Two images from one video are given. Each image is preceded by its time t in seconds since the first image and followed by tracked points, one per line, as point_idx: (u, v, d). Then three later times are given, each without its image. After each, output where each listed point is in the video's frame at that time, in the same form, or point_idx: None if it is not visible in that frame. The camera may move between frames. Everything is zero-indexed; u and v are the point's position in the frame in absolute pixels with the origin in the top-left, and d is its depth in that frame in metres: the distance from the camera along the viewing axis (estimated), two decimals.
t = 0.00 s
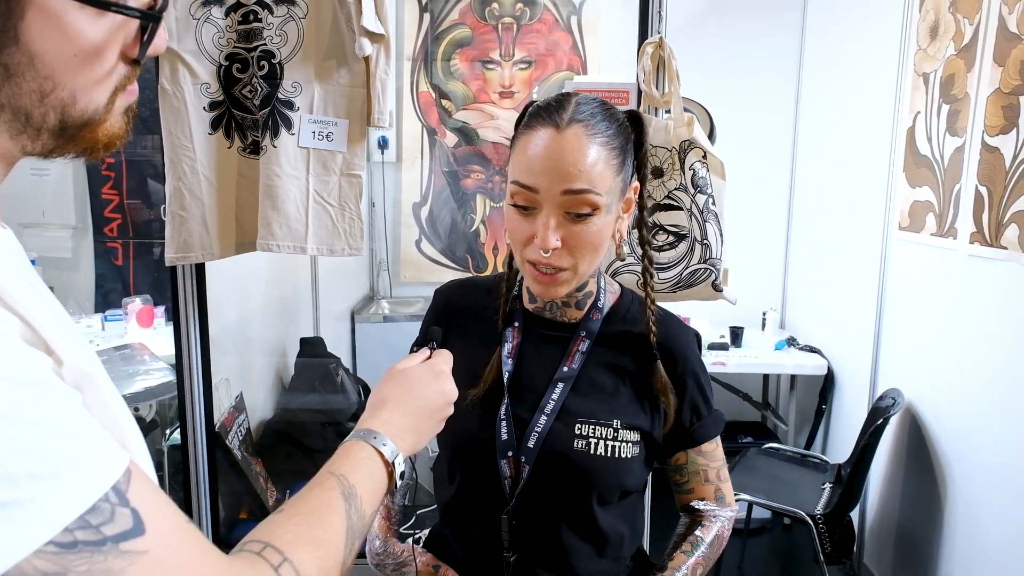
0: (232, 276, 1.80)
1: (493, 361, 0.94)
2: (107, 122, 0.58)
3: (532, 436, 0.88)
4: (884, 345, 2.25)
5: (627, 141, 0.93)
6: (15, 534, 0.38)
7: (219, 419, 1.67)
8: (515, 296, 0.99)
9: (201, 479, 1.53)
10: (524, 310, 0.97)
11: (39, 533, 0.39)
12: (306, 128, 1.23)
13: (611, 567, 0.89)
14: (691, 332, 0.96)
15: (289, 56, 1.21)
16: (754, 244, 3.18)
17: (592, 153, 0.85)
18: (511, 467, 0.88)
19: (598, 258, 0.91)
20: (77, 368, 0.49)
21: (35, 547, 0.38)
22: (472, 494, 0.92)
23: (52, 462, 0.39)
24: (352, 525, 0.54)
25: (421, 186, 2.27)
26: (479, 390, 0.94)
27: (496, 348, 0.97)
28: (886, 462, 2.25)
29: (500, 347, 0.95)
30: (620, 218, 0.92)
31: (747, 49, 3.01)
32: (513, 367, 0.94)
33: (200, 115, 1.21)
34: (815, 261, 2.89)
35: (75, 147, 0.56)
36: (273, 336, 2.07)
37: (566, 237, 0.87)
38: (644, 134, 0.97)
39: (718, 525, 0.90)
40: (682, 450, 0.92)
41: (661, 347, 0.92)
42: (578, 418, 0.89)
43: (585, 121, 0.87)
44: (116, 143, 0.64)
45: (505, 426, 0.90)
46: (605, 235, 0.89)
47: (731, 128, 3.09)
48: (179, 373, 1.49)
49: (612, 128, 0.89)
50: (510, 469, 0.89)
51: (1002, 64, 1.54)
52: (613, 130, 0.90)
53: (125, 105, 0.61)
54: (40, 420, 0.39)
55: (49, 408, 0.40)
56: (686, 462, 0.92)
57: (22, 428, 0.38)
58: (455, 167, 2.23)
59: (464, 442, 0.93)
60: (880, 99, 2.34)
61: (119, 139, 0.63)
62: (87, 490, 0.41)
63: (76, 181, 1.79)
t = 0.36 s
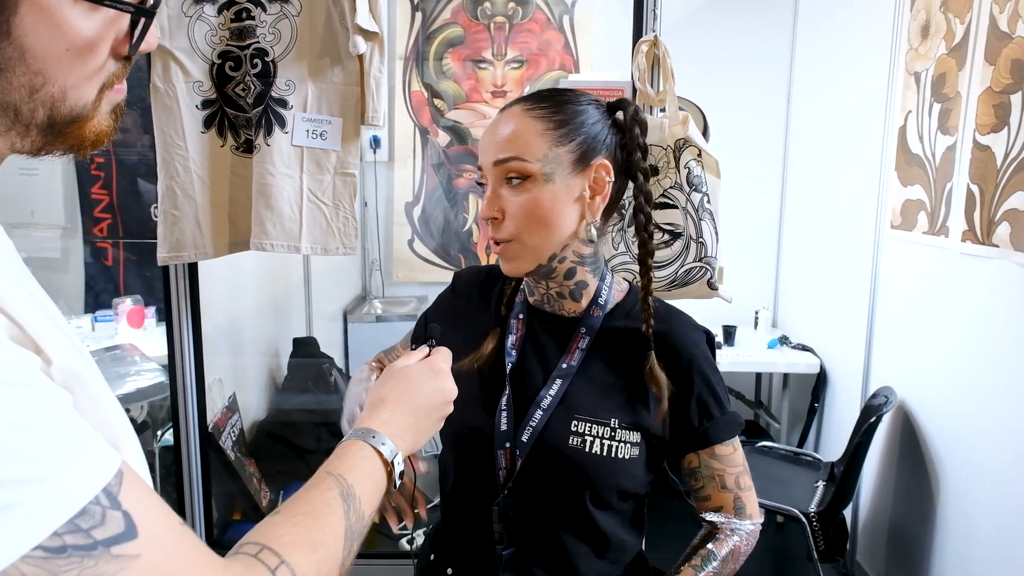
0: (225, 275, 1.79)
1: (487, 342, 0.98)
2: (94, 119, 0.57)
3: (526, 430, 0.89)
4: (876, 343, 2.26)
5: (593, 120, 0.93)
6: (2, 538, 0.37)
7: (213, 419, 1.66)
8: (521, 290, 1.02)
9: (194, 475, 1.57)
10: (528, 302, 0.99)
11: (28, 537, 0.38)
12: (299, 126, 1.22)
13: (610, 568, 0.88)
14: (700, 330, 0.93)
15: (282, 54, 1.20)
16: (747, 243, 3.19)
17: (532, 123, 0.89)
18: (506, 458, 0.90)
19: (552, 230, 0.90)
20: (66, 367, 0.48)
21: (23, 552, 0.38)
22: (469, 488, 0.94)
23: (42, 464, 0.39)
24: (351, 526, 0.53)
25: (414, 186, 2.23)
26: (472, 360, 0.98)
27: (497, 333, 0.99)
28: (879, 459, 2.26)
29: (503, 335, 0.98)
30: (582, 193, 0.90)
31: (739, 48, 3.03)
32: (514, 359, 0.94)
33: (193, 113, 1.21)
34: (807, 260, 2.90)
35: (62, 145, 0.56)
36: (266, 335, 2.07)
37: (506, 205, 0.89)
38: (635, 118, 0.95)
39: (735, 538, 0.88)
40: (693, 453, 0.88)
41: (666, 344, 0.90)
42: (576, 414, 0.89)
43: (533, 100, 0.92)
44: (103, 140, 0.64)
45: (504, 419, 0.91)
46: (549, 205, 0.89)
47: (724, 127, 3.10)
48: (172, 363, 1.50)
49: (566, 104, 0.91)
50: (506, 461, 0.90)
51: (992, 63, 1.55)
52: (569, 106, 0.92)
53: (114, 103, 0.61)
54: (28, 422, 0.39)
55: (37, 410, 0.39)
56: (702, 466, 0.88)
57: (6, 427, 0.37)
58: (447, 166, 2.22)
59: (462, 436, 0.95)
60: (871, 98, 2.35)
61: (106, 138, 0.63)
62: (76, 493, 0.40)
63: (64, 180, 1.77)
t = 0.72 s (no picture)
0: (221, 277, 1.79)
1: (484, 346, 1.00)
2: (96, 126, 0.58)
3: (523, 430, 0.89)
4: (870, 342, 2.28)
5: (591, 124, 0.94)
6: (8, 544, 0.37)
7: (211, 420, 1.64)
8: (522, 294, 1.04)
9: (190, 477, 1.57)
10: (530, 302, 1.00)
11: (34, 542, 0.38)
12: (298, 128, 1.22)
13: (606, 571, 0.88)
14: (700, 330, 0.93)
15: (280, 56, 1.21)
16: (741, 243, 3.21)
17: (535, 132, 0.89)
18: (503, 457, 0.91)
19: (565, 237, 0.90)
20: (72, 373, 0.49)
21: (30, 558, 0.38)
22: (466, 487, 0.95)
23: (48, 470, 0.39)
24: (354, 529, 0.53)
25: (409, 186, 2.24)
26: (470, 366, 0.99)
27: (497, 336, 1.01)
28: (874, 459, 2.28)
29: (504, 337, 1.00)
30: (591, 198, 0.91)
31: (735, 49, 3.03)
32: (513, 361, 0.96)
33: (191, 115, 1.21)
34: (801, 260, 2.92)
35: (63, 151, 0.56)
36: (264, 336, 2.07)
37: (517, 216, 0.89)
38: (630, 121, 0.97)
39: (735, 546, 0.87)
40: (693, 455, 0.88)
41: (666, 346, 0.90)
42: (571, 413, 0.89)
43: (532, 108, 0.91)
44: (102, 148, 0.64)
45: (501, 418, 0.92)
46: (561, 213, 0.89)
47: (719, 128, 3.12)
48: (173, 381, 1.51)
49: (566, 110, 0.92)
50: (503, 461, 0.91)
51: (985, 64, 1.56)
52: (570, 113, 0.92)
53: (114, 111, 0.61)
54: (33, 427, 0.39)
55: (41, 413, 0.39)
56: (702, 470, 0.88)
57: (12, 432, 0.37)
58: (442, 167, 2.23)
59: (463, 436, 0.95)
60: (865, 99, 2.37)
61: (104, 145, 0.63)
62: (83, 498, 0.40)
63: (58, 182, 1.76)
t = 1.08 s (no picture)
0: (223, 276, 1.79)
1: (489, 348, 1.01)
2: (114, 127, 0.58)
3: (531, 433, 0.90)
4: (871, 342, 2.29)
5: (632, 132, 0.97)
6: (29, 546, 0.37)
7: (214, 422, 1.66)
8: (522, 295, 1.05)
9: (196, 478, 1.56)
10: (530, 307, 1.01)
11: (56, 543, 0.38)
12: (302, 129, 1.23)
13: (621, 567, 0.89)
14: (701, 324, 0.94)
15: (285, 57, 1.21)
16: (741, 244, 3.21)
17: (591, 126, 0.90)
18: (511, 463, 0.91)
19: (592, 236, 0.92)
20: (91, 376, 0.49)
21: (52, 559, 0.38)
22: (479, 491, 0.95)
23: (70, 470, 0.39)
24: (367, 529, 0.54)
25: (409, 186, 2.24)
26: (478, 368, 1.00)
27: (499, 338, 1.01)
28: (874, 458, 2.29)
29: (506, 343, 1.00)
30: (620, 205, 0.94)
31: (735, 50, 3.04)
32: (517, 367, 0.97)
33: (195, 116, 1.21)
34: (801, 260, 2.92)
35: (81, 151, 0.57)
36: (266, 337, 2.07)
37: (556, 204, 0.89)
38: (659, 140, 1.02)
39: (738, 530, 0.90)
40: (697, 446, 0.90)
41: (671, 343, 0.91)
42: (578, 414, 0.89)
43: (590, 101, 0.92)
44: (122, 147, 0.65)
45: (505, 424, 0.93)
46: (595, 212, 0.90)
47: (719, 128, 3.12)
48: (173, 364, 1.50)
49: (616, 113, 0.94)
50: (510, 466, 0.91)
51: (986, 65, 1.57)
52: (619, 117, 0.95)
53: (132, 111, 0.62)
54: (53, 429, 0.39)
55: (61, 415, 0.40)
56: (705, 460, 0.90)
57: (33, 435, 0.38)
58: (442, 167, 2.22)
59: (471, 441, 0.95)
60: (865, 99, 2.37)
61: (125, 144, 0.65)
62: (102, 500, 0.41)
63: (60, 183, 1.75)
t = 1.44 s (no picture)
0: (227, 275, 1.79)
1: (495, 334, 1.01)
2: (125, 122, 0.58)
3: (539, 428, 0.90)
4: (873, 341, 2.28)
5: (649, 141, 0.96)
6: (39, 546, 0.37)
7: (218, 422, 1.65)
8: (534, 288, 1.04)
9: (200, 477, 1.58)
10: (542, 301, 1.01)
11: (65, 544, 0.38)
12: (306, 128, 1.23)
13: (628, 565, 0.89)
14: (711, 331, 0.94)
15: (289, 56, 1.21)
16: (743, 243, 3.21)
17: (600, 130, 0.90)
18: (519, 458, 0.91)
19: (588, 241, 0.91)
20: (98, 373, 0.49)
21: (61, 559, 0.38)
22: (486, 490, 0.95)
23: (77, 470, 0.39)
24: (376, 526, 0.54)
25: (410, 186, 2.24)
26: (482, 351, 1.00)
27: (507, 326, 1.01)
28: (875, 457, 2.29)
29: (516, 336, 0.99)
30: (624, 214, 0.94)
31: (737, 50, 3.04)
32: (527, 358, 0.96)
33: (199, 115, 1.21)
34: (803, 260, 2.92)
35: (90, 145, 0.57)
36: (268, 337, 2.07)
37: (552, 204, 0.90)
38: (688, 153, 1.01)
39: (751, 537, 0.89)
40: (708, 453, 0.90)
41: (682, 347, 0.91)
42: (589, 409, 0.89)
43: (605, 105, 0.92)
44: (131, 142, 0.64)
45: (514, 417, 0.92)
46: (595, 217, 0.90)
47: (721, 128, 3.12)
48: (179, 370, 1.51)
49: (632, 119, 0.94)
50: (519, 460, 0.91)
51: (988, 64, 1.57)
52: (635, 123, 0.94)
53: (143, 106, 0.61)
54: (61, 429, 0.39)
55: (68, 414, 0.40)
56: (716, 466, 0.90)
57: (37, 435, 0.38)
58: (444, 167, 2.22)
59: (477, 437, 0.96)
60: (866, 99, 2.37)
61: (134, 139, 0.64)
62: (111, 500, 0.40)
63: (59, 182, 1.72)
